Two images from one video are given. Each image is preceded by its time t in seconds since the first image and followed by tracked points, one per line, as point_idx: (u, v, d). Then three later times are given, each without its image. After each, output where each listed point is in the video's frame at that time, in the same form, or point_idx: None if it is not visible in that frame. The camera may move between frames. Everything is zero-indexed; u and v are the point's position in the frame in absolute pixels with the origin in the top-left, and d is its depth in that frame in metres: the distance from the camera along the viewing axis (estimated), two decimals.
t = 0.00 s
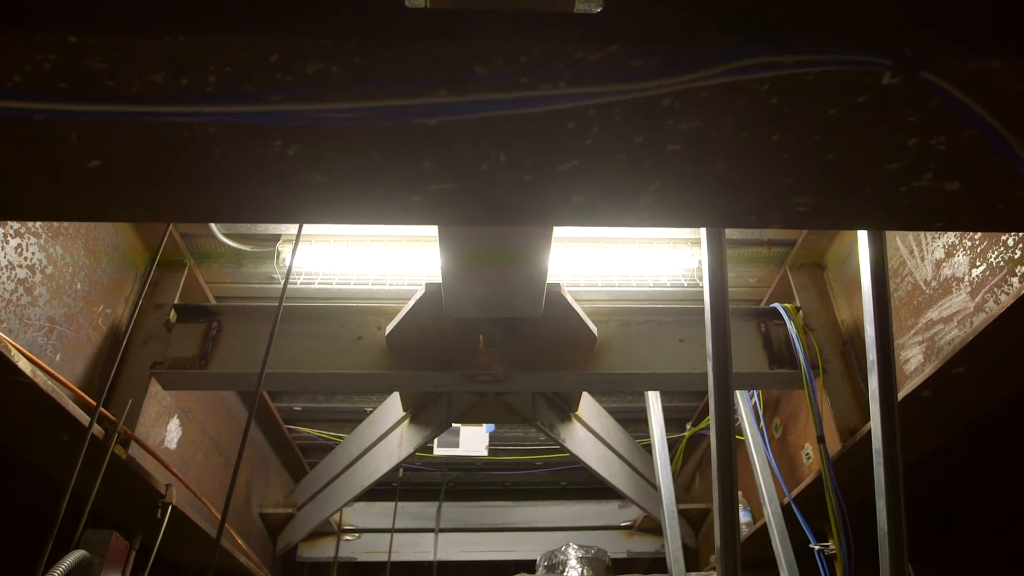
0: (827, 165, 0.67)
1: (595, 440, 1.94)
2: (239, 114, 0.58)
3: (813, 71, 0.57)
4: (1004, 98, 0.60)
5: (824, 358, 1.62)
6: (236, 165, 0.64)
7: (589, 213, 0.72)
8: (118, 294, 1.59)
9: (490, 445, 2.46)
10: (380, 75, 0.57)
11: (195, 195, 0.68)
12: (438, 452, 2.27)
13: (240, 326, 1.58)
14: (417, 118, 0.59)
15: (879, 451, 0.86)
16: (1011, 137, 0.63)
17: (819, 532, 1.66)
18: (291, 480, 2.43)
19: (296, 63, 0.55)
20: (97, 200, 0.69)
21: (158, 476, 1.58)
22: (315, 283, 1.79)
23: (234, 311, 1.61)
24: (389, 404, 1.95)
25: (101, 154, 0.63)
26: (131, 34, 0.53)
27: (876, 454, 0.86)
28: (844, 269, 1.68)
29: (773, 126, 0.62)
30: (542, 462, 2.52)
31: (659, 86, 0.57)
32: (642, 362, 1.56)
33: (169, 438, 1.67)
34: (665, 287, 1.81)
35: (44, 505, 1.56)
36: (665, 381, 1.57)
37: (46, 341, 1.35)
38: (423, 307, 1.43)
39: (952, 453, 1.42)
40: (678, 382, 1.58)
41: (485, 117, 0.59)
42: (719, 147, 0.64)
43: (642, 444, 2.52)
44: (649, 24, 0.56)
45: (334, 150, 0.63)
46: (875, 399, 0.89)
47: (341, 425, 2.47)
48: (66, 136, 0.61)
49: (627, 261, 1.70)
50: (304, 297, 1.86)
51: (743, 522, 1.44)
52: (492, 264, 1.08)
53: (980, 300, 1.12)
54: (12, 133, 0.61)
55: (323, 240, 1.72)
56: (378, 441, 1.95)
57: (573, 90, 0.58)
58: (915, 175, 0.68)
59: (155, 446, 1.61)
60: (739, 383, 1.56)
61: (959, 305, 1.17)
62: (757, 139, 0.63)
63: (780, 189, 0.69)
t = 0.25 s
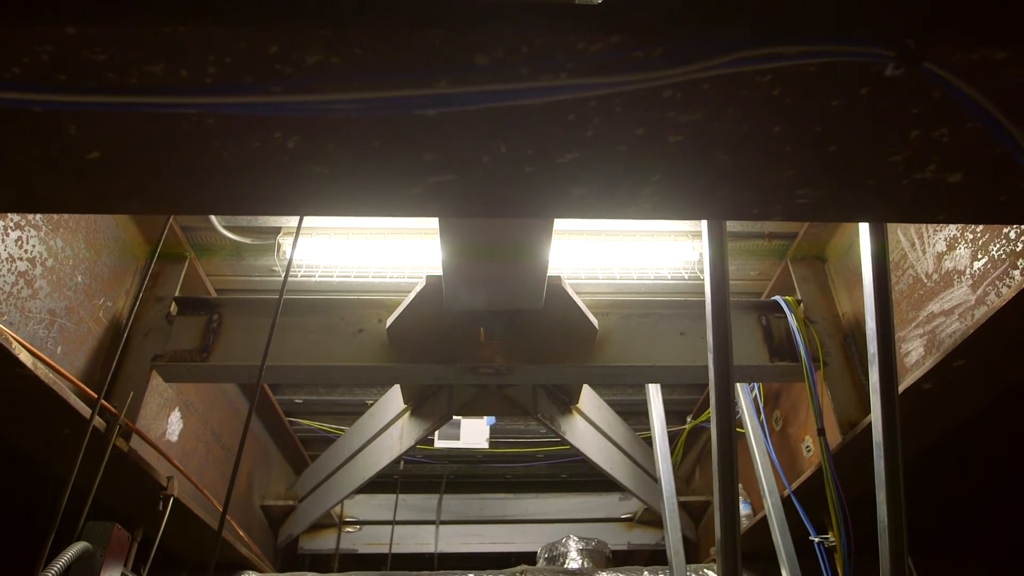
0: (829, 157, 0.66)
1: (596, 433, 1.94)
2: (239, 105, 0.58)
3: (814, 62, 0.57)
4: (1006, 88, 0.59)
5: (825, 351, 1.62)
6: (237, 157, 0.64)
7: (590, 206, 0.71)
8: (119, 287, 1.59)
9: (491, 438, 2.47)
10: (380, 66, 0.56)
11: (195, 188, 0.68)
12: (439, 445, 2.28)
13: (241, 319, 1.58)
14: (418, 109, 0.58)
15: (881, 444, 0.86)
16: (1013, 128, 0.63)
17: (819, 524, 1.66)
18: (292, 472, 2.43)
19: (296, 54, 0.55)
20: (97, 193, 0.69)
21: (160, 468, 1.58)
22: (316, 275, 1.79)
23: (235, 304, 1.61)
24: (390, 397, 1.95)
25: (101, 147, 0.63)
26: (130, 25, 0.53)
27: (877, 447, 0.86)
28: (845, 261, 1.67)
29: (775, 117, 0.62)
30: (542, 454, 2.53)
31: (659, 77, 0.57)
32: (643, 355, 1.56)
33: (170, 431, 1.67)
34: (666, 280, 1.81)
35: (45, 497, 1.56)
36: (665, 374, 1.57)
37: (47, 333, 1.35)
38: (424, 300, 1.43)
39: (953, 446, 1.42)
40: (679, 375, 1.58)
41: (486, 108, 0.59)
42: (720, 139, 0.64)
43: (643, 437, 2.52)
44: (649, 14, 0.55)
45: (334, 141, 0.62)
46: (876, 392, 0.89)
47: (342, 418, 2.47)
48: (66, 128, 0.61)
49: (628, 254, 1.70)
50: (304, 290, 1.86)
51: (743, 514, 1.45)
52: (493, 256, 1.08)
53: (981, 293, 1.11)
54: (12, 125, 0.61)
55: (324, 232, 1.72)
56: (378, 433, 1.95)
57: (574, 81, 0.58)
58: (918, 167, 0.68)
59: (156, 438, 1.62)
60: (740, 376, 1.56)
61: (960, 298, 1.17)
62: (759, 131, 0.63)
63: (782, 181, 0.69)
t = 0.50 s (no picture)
0: (832, 149, 0.66)
1: (597, 426, 1.94)
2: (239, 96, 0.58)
3: (816, 52, 0.57)
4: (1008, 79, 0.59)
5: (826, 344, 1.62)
6: (237, 149, 0.64)
7: (591, 198, 0.71)
8: (119, 280, 1.59)
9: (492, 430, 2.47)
10: (380, 57, 0.56)
11: (195, 180, 0.68)
12: (439, 437, 2.28)
13: (242, 312, 1.58)
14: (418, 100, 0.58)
15: (882, 436, 0.86)
16: (1017, 119, 0.62)
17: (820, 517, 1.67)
18: (293, 465, 2.44)
19: (296, 44, 0.55)
20: (97, 185, 0.69)
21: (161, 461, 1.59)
22: (317, 268, 1.79)
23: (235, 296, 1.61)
24: (391, 390, 1.95)
25: (100, 138, 0.63)
26: (130, 15, 0.53)
27: (878, 439, 0.85)
28: (846, 254, 1.67)
29: (777, 108, 0.61)
30: (543, 446, 2.53)
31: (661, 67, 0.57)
32: (643, 348, 1.56)
33: (172, 423, 1.67)
34: (667, 273, 1.81)
35: (47, 489, 1.57)
36: (666, 366, 1.57)
37: (48, 325, 1.35)
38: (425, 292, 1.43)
39: (953, 438, 1.42)
40: (680, 368, 1.58)
41: (487, 99, 0.59)
42: (721, 130, 0.63)
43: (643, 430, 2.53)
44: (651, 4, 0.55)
45: (334, 132, 0.62)
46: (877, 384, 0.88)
47: (343, 410, 2.48)
48: (65, 120, 0.61)
49: (629, 247, 1.69)
50: (305, 283, 1.86)
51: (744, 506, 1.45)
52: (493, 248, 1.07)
53: (983, 286, 1.11)
54: (11, 116, 0.60)
55: (324, 225, 1.72)
56: (380, 426, 1.96)
57: (575, 72, 0.58)
58: (921, 159, 0.67)
59: (157, 431, 1.62)
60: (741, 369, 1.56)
61: (962, 290, 1.17)
62: (761, 122, 0.63)
63: (784, 173, 0.69)
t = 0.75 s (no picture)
0: (833, 142, 0.66)
1: (597, 418, 1.95)
2: (239, 88, 0.57)
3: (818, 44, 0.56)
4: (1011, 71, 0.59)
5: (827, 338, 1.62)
6: (237, 141, 0.64)
7: (592, 191, 0.71)
8: (120, 273, 1.59)
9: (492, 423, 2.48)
10: (381, 48, 0.56)
11: (194, 172, 0.68)
12: (440, 430, 2.29)
13: (243, 304, 1.58)
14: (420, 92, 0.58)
15: (882, 429, 0.86)
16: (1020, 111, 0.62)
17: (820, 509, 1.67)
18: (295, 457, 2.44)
19: (296, 35, 0.55)
20: (96, 178, 0.69)
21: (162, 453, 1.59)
22: (318, 260, 1.79)
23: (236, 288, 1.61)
24: (391, 383, 1.96)
25: (100, 131, 0.63)
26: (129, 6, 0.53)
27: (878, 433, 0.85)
28: (847, 247, 1.67)
29: (779, 99, 0.61)
30: (544, 439, 2.54)
31: (661, 59, 0.56)
32: (644, 341, 1.56)
33: (173, 415, 1.68)
34: (668, 266, 1.81)
35: (49, 481, 1.57)
36: (667, 359, 1.57)
37: (49, 318, 1.35)
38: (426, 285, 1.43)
39: (954, 431, 1.42)
40: (680, 361, 1.58)
41: (487, 91, 0.59)
42: (723, 122, 0.63)
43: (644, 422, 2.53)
44: None
45: (334, 124, 0.62)
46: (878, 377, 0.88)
47: (344, 403, 2.48)
48: (64, 111, 0.60)
49: (629, 240, 1.69)
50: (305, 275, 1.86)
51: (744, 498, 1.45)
52: (493, 240, 1.07)
53: (984, 279, 1.11)
54: (10, 108, 0.60)
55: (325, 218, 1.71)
56: (381, 419, 1.96)
57: (576, 64, 0.57)
58: (923, 152, 0.67)
59: (159, 423, 1.62)
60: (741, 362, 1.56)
61: (963, 283, 1.17)
62: (763, 114, 0.63)
63: (785, 165, 0.68)
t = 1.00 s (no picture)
0: (835, 134, 0.66)
1: (597, 411, 1.95)
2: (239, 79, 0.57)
3: (820, 35, 0.56)
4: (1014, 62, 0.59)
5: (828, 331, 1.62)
6: (237, 133, 0.64)
7: (592, 183, 0.71)
8: (121, 266, 1.59)
9: (493, 416, 2.48)
10: (381, 40, 0.56)
11: (194, 164, 0.68)
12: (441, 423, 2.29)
13: (244, 297, 1.58)
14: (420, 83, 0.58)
15: (882, 422, 0.86)
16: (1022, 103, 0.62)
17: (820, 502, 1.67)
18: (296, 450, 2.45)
19: (296, 27, 0.55)
20: (95, 170, 0.69)
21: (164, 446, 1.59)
22: (318, 253, 1.79)
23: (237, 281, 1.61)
24: (392, 376, 1.96)
25: (99, 122, 0.62)
26: None
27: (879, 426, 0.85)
28: (848, 240, 1.67)
29: (781, 91, 0.61)
30: (544, 432, 2.54)
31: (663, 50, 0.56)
32: (644, 334, 1.56)
33: (174, 408, 1.68)
34: (668, 258, 1.81)
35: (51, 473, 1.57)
36: (667, 352, 1.57)
37: (50, 311, 1.35)
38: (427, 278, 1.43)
39: (954, 425, 1.42)
40: (681, 354, 1.58)
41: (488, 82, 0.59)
42: (724, 113, 0.63)
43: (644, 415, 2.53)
44: None
45: (335, 116, 0.62)
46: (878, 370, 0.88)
47: (345, 396, 2.49)
48: (63, 103, 0.60)
49: (630, 232, 1.69)
50: (306, 268, 1.86)
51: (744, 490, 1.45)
52: (493, 232, 1.07)
53: (986, 272, 1.11)
54: (9, 100, 0.60)
55: (325, 210, 1.71)
56: (381, 412, 1.96)
57: (577, 55, 0.57)
58: (925, 144, 0.67)
59: (160, 416, 1.63)
60: (742, 355, 1.56)
61: (965, 277, 1.16)
62: (765, 106, 0.62)
63: (787, 157, 0.68)
